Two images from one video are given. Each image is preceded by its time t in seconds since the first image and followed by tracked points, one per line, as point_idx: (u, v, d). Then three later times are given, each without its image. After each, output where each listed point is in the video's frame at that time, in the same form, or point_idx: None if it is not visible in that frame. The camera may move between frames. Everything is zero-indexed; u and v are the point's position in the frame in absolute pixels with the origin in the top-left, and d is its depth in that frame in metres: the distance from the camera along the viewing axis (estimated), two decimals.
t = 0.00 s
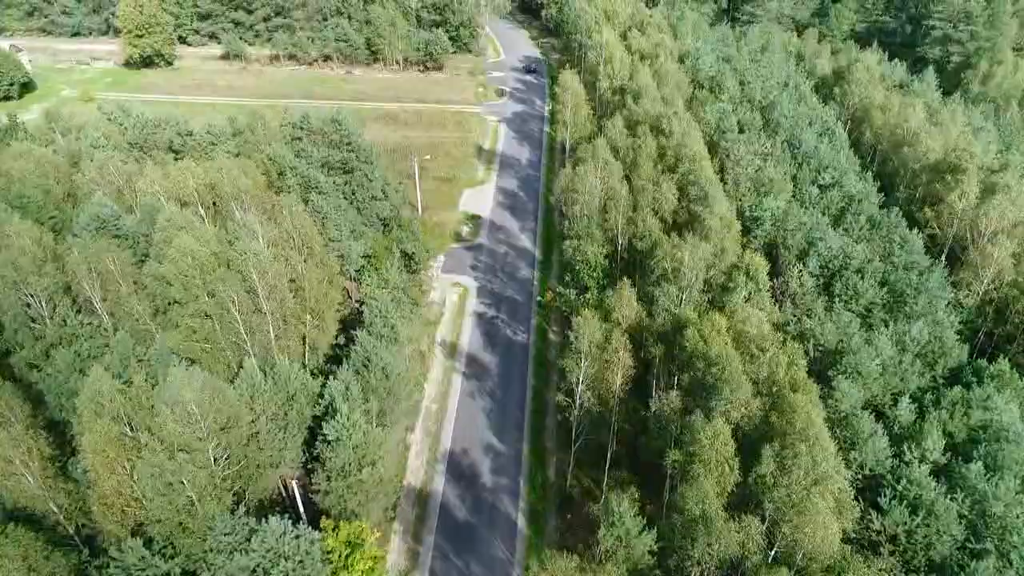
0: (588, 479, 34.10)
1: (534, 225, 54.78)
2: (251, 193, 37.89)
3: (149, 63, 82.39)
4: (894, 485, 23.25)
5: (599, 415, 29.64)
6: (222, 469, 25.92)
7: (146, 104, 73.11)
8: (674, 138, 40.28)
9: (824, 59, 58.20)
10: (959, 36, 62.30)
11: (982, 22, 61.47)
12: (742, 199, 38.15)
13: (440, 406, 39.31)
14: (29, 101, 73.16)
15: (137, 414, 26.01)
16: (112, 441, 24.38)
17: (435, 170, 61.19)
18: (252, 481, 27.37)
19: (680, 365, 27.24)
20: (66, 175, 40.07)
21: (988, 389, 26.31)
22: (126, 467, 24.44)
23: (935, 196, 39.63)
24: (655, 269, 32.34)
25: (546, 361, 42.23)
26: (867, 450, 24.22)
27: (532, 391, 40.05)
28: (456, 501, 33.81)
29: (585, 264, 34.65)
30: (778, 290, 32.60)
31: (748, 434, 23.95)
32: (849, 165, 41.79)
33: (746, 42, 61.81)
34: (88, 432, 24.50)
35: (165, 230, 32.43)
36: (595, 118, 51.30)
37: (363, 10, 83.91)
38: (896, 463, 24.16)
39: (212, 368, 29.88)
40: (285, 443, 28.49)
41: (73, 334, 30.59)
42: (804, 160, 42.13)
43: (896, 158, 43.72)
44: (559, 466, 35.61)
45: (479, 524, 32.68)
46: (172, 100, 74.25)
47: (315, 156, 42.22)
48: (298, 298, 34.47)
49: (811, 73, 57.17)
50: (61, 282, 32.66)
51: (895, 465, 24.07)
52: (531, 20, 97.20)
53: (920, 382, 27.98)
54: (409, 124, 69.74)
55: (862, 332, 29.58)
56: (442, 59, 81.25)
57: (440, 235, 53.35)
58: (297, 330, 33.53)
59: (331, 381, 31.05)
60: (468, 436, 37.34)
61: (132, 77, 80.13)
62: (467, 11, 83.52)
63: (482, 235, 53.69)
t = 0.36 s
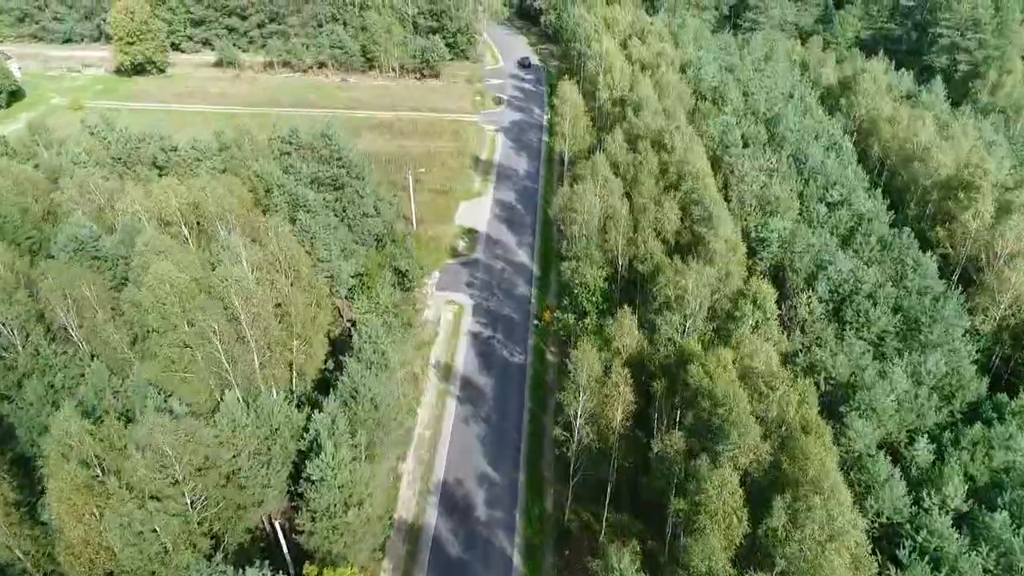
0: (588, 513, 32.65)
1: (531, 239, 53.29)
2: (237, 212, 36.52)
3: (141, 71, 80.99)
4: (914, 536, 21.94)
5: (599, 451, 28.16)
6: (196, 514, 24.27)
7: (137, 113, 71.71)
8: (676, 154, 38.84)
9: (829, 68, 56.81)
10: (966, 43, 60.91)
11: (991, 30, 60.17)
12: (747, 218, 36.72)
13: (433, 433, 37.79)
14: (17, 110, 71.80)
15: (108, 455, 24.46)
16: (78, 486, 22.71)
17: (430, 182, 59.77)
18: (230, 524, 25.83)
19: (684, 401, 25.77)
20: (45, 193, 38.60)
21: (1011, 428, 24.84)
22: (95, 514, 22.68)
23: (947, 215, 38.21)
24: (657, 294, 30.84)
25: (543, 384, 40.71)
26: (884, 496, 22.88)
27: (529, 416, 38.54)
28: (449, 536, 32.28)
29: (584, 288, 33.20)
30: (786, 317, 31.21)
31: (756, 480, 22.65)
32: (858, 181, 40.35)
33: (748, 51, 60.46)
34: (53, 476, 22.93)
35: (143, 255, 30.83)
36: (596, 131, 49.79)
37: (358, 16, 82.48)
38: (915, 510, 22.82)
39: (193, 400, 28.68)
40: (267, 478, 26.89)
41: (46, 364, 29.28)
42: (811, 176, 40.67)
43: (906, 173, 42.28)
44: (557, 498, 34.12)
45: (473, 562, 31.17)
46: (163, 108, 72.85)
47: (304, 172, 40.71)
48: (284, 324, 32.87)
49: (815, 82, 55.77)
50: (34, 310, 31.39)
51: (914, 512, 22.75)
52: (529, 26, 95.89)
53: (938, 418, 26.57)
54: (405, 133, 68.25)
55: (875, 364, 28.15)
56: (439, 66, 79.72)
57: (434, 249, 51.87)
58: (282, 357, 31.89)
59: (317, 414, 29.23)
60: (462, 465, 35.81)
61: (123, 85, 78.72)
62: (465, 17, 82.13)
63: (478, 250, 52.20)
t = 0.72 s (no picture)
0: (588, 548, 31.20)
1: (529, 254, 51.88)
2: (222, 231, 35.30)
3: (132, 78, 79.64)
4: None
5: (598, 489, 26.74)
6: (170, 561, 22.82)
7: (127, 122, 70.41)
8: (679, 170, 37.47)
9: (834, 78, 55.47)
10: (975, 51, 59.55)
11: (999, 38, 58.90)
12: (752, 237, 35.30)
13: (426, 460, 36.36)
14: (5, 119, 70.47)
15: (76, 498, 23.01)
16: (43, 535, 21.94)
17: (425, 194, 58.48)
18: (207, 569, 24.31)
19: (690, 442, 24.37)
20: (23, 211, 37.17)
21: None
22: (60, 563, 21.93)
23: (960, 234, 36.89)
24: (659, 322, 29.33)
25: (541, 408, 39.29)
26: (902, 546, 21.73)
27: (526, 443, 37.12)
28: (442, 573, 30.84)
29: (583, 314, 31.83)
30: (794, 345, 29.89)
31: (766, 531, 21.26)
32: (867, 197, 38.97)
33: (751, 59, 59.17)
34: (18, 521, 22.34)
35: (118, 284, 29.56)
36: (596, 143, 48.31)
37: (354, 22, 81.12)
38: (936, 561, 21.75)
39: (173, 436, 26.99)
40: (249, 518, 25.65)
41: (14, 395, 27.67)
42: (817, 192, 39.31)
43: (916, 188, 40.93)
44: (555, 531, 32.68)
45: None
46: (155, 117, 71.60)
47: (292, 188, 39.33)
48: (269, 350, 31.48)
49: (821, 92, 54.43)
50: (6, 338, 30.02)
51: (935, 563, 21.68)
52: (528, 31, 94.62)
53: (956, 456, 25.31)
54: (400, 142, 66.90)
55: (889, 397, 26.77)
56: (436, 74, 78.33)
57: (429, 264, 50.51)
58: (269, 384, 30.55)
59: (301, 448, 27.60)
60: (455, 496, 34.36)
61: (114, 92, 77.37)
62: (462, 23, 80.82)
63: (474, 265, 50.79)
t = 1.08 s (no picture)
0: None
1: (527, 269, 50.38)
2: (205, 250, 33.77)
3: (124, 85, 78.21)
4: None
5: (597, 534, 25.23)
6: None
7: (118, 131, 69.01)
8: (682, 187, 35.96)
9: (840, 87, 54.06)
10: (984, 60, 58.06)
11: (1009, 46, 57.47)
12: (759, 259, 33.92)
13: (418, 491, 34.79)
14: None
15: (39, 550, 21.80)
16: None
17: (421, 206, 57.04)
18: None
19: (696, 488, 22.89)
20: None
21: None
22: None
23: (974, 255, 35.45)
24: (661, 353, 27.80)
25: (537, 434, 37.72)
26: None
27: (521, 472, 35.55)
28: None
29: (582, 342, 30.36)
30: (804, 376, 28.56)
31: None
32: (877, 215, 37.54)
33: (755, 68, 57.75)
34: None
35: (90, 313, 27.87)
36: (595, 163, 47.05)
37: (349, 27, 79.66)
38: None
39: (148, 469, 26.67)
40: (226, 563, 24.28)
41: None
42: (825, 210, 37.95)
43: (928, 206, 39.47)
44: (552, 569, 31.17)
45: None
46: (145, 126, 70.22)
47: (280, 206, 37.89)
48: (252, 379, 29.93)
49: (826, 102, 52.99)
50: None
51: None
52: (527, 37, 93.25)
53: (978, 501, 23.86)
54: (395, 152, 65.43)
55: (905, 435, 25.36)
56: (433, 81, 76.82)
57: (423, 280, 48.98)
58: (252, 417, 29.05)
59: (284, 487, 25.95)
60: (448, 529, 32.83)
61: (105, 100, 75.91)
62: (460, 29, 79.45)
63: (470, 282, 49.29)
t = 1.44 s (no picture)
0: None
1: (523, 284, 48.94)
2: (185, 271, 32.33)
3: (114, 92, 76.87)
4: None
5: None
6: None
7: (107, 140, 67.63)
8: (684, 205, 34.56)
9: (845, 97, 52.71)
10: (992, 68, 56.68)
11: (1018, 54, 56.09)
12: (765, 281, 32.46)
13: (409, 523, 33.27)
14: None
15: None
16: None
17: (415, 218, 55.61)
18: None
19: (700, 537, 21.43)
20: None
21: None
22: None
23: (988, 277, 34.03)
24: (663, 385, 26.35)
25: (534, 461, 36.22)
26: None
27: (517, 503, 34.03)
28: None
29: (580, 370, 28.90)
30: (813, 409, 27.11)
31: None
32: (886, 234, 36.14)
33: (758, 76, 56.43)
34: None
35: (59, 346, 26.42)
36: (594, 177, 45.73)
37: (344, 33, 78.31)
38: None
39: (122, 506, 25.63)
40: None
41: None
42: (832, 228, 36.56)
43: (939, 223, 38.03)
44: None
45: None
46: (135, 135, 68.87)
47: (267, 224, 36.38)
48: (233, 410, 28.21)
49: (832, 113, 51.65)
50: None
51: None
52: (525, 42, 91.94)
53: (1001, 548, 22.40)
54: (390, 162, 64.06)
55: (923, 475, 23.91)
56: (429, 89, 75.43)
57: (417, 297, 47.59)
58: (234, 450, 27.43)
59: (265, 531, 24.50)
60: (440, 564, 31.31)
61: (95, 107, 74.51)
62: (457, 35, 78.14)
63: (465, 298, 47.83)
